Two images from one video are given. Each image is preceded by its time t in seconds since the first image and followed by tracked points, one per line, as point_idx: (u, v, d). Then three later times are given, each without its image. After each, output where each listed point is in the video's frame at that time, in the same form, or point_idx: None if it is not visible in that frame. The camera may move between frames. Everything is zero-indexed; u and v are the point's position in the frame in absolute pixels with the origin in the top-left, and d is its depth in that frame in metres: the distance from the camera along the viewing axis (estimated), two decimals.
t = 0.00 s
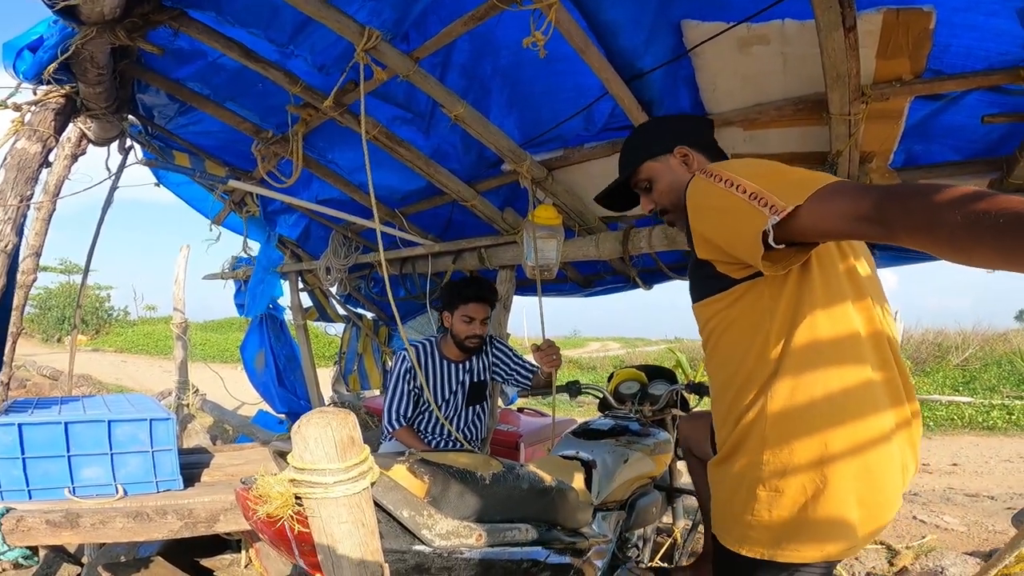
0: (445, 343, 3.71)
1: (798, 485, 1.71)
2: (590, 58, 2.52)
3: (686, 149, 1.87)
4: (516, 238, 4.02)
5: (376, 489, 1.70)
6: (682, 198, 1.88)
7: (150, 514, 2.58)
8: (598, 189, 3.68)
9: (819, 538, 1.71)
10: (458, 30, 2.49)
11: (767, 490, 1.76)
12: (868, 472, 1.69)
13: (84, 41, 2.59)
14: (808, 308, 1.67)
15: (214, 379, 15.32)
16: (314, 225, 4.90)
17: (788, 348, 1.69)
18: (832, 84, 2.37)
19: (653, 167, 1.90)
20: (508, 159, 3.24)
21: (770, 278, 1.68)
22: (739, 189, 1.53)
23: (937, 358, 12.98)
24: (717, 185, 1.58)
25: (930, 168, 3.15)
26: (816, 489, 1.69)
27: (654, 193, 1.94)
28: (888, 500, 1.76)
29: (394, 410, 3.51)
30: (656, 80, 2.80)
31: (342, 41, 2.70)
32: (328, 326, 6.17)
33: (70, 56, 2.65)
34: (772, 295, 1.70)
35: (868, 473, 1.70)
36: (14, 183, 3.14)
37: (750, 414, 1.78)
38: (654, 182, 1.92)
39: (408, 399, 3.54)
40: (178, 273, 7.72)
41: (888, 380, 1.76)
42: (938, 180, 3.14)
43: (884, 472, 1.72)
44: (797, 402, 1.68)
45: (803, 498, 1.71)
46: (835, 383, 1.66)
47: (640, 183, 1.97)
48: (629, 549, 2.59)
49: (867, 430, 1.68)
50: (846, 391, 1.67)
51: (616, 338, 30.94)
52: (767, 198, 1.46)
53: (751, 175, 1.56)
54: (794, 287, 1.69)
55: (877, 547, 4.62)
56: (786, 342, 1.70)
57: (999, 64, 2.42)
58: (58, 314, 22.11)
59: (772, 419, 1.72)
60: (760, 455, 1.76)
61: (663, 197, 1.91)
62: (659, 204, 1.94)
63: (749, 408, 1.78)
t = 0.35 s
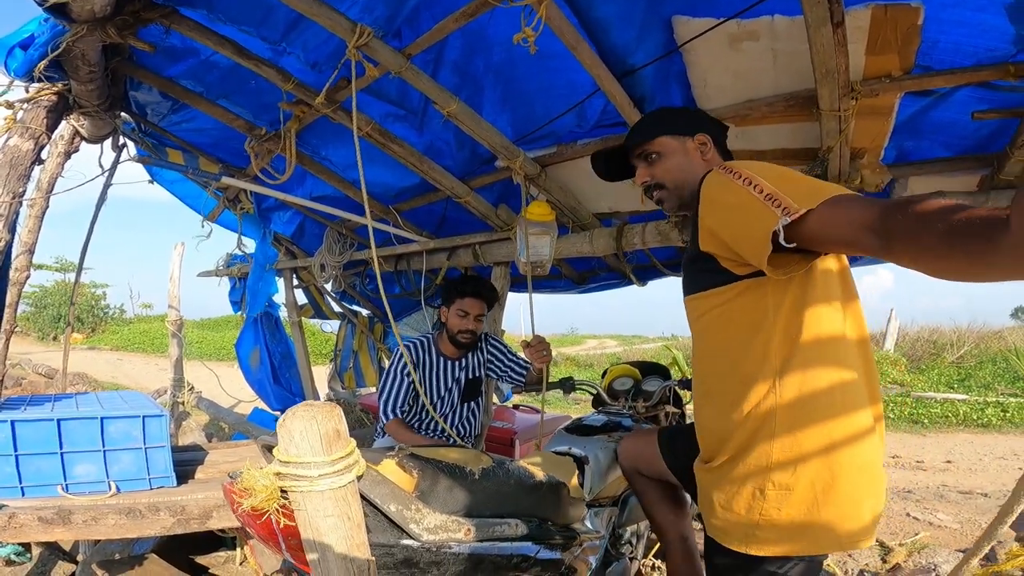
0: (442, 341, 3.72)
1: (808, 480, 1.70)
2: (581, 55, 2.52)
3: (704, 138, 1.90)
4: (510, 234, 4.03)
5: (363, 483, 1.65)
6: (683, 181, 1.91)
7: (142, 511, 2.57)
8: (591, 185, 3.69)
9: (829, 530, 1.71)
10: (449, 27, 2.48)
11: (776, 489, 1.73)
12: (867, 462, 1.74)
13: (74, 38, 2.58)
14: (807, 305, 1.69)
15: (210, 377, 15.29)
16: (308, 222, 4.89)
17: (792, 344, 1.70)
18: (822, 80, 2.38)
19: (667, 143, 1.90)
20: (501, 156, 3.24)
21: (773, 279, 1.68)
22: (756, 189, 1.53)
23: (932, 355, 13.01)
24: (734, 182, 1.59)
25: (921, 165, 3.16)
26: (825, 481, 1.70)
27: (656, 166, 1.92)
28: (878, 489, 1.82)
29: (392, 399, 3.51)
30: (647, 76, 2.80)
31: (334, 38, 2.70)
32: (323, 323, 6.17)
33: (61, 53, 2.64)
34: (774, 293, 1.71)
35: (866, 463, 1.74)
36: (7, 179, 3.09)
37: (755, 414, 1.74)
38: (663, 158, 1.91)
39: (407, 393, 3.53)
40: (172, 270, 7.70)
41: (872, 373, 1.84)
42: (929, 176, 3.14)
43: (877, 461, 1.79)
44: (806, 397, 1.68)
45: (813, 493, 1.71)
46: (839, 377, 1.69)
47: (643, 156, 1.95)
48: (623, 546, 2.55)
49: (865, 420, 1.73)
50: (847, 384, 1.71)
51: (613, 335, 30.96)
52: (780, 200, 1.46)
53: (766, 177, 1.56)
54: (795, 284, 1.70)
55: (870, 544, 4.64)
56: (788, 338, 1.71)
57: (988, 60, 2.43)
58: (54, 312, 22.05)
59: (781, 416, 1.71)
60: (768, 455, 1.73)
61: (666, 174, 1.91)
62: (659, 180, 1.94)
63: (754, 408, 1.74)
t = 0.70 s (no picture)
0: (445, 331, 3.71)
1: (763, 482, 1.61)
2: (576, 44, 2.50)
3: (692, 125, 1.83)
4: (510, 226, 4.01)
5: (349, 471, 1.72)
6: (667, 169, 1.84)
7: (141, 503, 2.57)
8: (591, 177, 3.68)
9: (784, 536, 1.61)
10: (444, 17, 2.47)
11: (732, 491, 1.65)
12: (835, 467, 1.60)
13: (70, 33, 2.59)
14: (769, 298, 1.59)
15: (216, 371, 15.36)
16: (309, 215, 4.89)
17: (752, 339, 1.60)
18: (819, 69, 2.35)
19: (654, 127, 1.83)
20: (499, 147, 3.22)
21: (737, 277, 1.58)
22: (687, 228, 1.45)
23: (938, 349, 12.94)
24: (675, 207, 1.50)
25: (923, 155, 3.12)
26: (781, 485, 1.60)
27: (641, 150, 1.86)
28: (855, 498, 1.68)
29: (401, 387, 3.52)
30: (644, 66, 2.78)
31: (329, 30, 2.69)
32: (325, 316, 6.19)
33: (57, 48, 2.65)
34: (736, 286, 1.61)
35: (837, 470, 1.61)
36: (7, 173, 3.16)
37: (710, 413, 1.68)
38: (648, 143, 1.85)
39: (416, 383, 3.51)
40: (176, 264, 7.72)
41: (848, 372, 1.69)
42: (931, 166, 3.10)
43: (852, 468, 1.64)
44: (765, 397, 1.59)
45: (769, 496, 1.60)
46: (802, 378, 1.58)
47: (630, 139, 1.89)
48: (621, 540, 2.38)
49: (834, 425, 1.60)
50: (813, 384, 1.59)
51: (618, 330, 30.93)
52: (694, 258, 1.40)
53: (734, 207, 1.43)
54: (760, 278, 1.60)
55: (872, 539, 4.62)
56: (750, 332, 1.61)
57: (988, 49, 2.40)
58: (61, 307, 22.18)
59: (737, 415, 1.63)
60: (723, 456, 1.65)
61: (651, 160, 1.85)
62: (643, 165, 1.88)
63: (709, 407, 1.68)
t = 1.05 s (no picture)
0: (443, 316, 3.68)
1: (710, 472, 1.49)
2: (564, 21, 2.46)
3: (649, 99, 1.75)
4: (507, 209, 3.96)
5: (321, 442, 1.67)
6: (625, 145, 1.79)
7: (132, 486, 2.56)
8: (585, 157, 3.62)
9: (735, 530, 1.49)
10: None
11: (681, 481, 1.53)
12: (792, 458, 1.48)
13: (58, 19, 2.60)
14: (710, 278, 1.49)
15: (221, 361, 15.40)
16: (308, 200, 4.86)
17: (697, 321, 1.50)
18: (811, 45, 2.29)
19: (611, 104, 1.78)
20: (492, 128, 3.14)
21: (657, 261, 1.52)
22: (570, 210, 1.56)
23: (947, 340, 12.81)
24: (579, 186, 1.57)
25: (924, 135, 3.04)
26: (729, 475, 1.47)
27: (603, 127, 1.82)
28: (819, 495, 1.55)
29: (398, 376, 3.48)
30: (635, 43, 2.74)
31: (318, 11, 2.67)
32: (327, 303, 6.20)
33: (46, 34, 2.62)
34: (670, 267, 1.52)
35: (790, 461, 1.48)
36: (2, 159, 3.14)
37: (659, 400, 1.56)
38: (608, 120, 1.81)
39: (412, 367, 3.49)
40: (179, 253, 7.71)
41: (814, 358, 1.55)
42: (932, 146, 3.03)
43: (811, 459, 1.51)
44: (707, 380, 1.48)
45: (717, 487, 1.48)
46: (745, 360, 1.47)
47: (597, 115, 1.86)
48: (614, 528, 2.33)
49: (786, 411, 1.48)
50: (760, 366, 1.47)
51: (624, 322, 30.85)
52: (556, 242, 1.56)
53: (586, 221, 1.53)
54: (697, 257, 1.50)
55: (876, 530, 4.57)
56: (692, 313, 1.50)
57: (984, 25, 2.36)
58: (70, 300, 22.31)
59: (681, 401, 1.52)
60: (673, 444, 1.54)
61: (610, 136, 1.81)
62: (606, 142, 1.85)
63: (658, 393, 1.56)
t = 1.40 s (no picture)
0: (431, 288, 3.63)
1: (664, 443, 1.38)
2: None
3: (617, 47, 1.64)
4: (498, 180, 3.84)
5: (260, 387, 1.35)
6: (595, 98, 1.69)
7: (108, 463, 2.49)
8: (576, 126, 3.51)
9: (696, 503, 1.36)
10: None
11: (638, 453, 1.42)
12: (755, 418, 1.35)
13: None
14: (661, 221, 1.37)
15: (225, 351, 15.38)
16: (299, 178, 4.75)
17: (647, 271, 1.39)
18: None
19: (583, 57, 1.70)
20: (478, 95, 3.04)
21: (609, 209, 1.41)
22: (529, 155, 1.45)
23: (956, 326, 12.63)
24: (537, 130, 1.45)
25: (924, 98, 2.92)
26: (684, 439, 1.36)
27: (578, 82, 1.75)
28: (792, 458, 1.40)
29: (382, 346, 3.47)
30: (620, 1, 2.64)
31: None
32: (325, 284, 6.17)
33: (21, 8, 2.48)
34: (622, 217, 1.41)
35: (753, 420, 1.35)
36: None
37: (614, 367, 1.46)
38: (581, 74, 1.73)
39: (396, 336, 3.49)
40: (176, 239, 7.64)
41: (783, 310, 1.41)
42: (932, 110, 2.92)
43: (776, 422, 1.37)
44: (655, 336, 1.38)
45: (672, 460, 1.37)
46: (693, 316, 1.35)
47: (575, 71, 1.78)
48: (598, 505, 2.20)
49: (740, 368, 1.35)
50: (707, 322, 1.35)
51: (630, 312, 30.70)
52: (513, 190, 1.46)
53: (543, 164, 1.42)
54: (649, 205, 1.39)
55: (881, 515, 4.46)
56: (640, 266, 1.40)
57: None
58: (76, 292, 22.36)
59: (632, 364, 1.41)
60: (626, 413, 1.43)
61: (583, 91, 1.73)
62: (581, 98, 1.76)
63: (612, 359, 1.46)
